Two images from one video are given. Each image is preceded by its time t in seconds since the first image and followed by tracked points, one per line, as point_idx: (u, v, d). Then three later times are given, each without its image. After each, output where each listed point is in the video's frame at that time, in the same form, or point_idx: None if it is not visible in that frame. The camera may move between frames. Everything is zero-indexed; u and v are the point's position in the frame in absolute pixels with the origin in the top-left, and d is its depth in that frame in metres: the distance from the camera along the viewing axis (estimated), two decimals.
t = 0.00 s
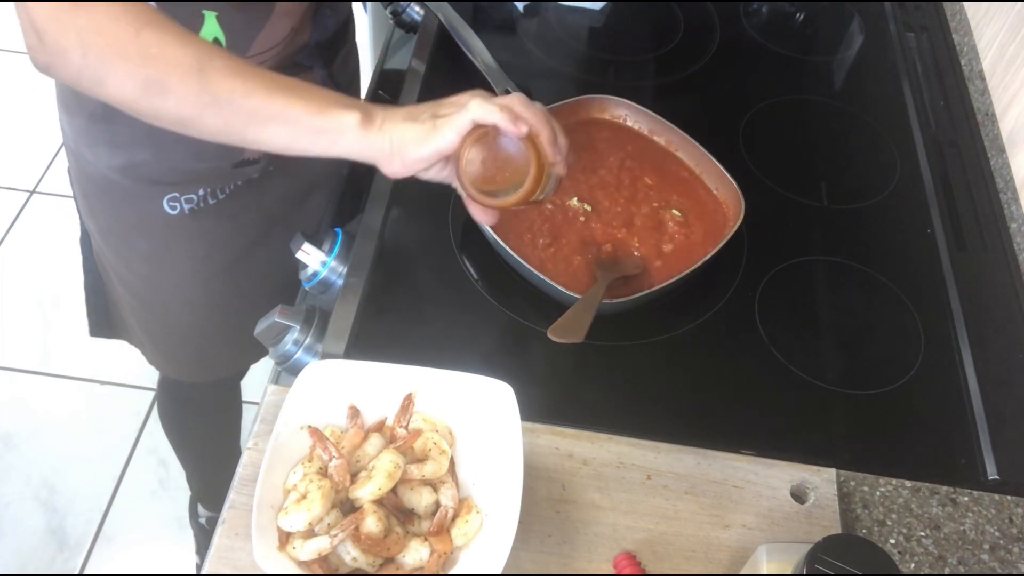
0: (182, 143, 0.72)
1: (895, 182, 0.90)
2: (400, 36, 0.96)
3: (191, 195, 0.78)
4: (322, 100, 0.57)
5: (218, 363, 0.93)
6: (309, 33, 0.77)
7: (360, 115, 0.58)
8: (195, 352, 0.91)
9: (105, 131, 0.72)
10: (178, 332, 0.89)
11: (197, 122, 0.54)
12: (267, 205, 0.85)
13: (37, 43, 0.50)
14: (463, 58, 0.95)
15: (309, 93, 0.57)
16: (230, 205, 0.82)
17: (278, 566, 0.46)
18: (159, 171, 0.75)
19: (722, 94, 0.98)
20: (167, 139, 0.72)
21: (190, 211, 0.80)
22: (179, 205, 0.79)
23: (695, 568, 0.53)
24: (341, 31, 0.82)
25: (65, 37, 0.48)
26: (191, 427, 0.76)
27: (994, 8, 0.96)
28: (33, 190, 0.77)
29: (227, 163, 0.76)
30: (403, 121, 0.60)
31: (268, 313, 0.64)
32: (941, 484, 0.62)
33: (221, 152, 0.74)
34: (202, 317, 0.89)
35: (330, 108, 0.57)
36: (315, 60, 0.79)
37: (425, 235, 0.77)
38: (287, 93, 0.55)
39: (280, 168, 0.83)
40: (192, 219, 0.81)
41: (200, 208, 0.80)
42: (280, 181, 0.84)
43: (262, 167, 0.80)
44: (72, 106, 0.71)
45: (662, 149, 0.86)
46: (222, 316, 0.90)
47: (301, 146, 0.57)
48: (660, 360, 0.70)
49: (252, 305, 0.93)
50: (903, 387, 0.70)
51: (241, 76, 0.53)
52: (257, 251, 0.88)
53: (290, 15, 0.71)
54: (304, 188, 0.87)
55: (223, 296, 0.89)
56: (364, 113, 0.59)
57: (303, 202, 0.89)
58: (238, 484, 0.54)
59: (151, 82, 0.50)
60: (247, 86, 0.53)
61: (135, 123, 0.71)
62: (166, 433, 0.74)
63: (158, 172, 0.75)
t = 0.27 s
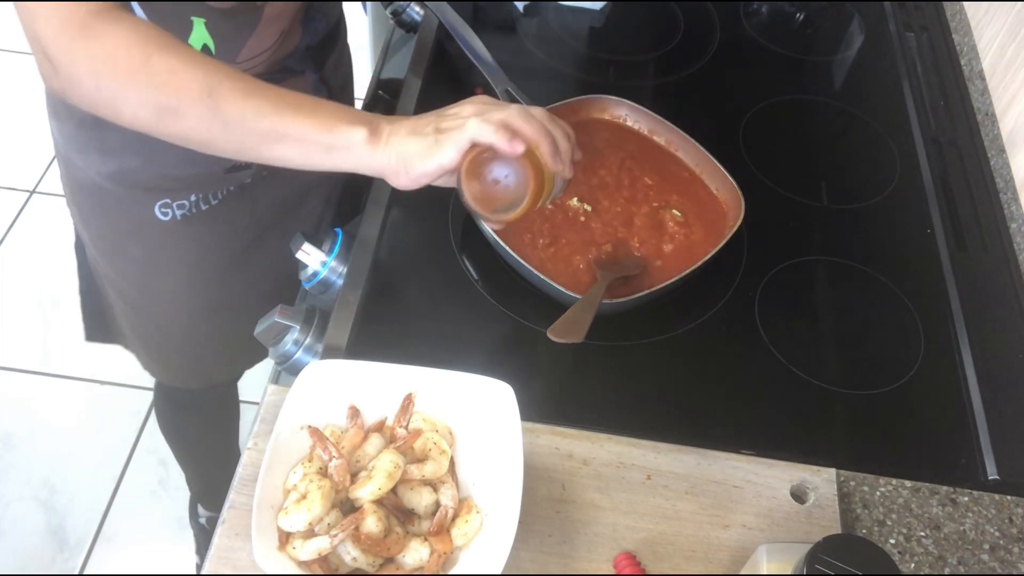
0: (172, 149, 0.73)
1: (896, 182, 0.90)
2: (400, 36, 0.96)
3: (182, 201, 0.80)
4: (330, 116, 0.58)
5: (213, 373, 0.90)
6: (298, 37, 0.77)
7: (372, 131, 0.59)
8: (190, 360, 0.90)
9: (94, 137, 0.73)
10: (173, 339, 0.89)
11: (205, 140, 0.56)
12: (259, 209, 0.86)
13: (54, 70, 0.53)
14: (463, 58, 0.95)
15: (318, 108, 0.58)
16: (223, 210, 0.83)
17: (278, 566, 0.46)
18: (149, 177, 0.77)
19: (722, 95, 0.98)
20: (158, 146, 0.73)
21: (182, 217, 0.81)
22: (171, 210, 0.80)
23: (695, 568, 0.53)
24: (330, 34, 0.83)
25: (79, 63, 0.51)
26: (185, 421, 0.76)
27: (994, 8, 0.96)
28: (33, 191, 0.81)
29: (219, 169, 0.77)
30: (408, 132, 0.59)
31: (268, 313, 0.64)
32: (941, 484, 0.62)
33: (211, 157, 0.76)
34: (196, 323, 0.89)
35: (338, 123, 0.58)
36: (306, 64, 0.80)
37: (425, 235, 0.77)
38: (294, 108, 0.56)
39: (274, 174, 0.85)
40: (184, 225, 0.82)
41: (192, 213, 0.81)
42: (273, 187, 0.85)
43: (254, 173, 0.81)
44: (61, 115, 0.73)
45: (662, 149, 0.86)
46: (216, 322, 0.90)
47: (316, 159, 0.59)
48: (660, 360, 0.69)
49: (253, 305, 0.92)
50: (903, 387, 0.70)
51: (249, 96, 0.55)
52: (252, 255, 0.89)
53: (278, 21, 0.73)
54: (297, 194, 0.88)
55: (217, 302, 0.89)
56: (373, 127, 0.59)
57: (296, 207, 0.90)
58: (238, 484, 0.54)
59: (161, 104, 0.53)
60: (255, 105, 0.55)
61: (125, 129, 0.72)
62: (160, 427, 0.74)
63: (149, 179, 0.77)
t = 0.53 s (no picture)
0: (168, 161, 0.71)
1: (896, 181, 0.90)
2: (400, 36, 0.96)
3: (180, 208, 0.78)
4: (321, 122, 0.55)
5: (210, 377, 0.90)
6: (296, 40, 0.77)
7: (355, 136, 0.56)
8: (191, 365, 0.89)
9: (89, 146, 0.71)
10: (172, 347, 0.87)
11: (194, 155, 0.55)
12: (257, 211, 0.85)
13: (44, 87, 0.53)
14: (463, 58, 0.95)
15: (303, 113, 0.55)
16: (222, 214, 0.82)
17: (278, 566, 0.46)
18: (146, 187, 0.74)
19: (722, 95, 0.98)
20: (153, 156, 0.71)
21: (181, 224, 0.79)
22: (169, 218, 0.78)
23: (695, 568, 0.53)
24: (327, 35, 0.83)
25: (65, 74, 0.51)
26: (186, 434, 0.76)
27: (995, 8, 0.96)
28: (34, 191, 0.81)
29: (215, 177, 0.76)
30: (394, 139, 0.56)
31: (268, 313, 0.64)
32: (941, 484, 0.62)
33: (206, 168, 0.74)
34: (194, 330, 0.87)
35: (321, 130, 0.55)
36: (303, 66, 0.81)
37: (425, 235, 0.77)
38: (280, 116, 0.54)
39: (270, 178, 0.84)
40: (182, 232, 0.80)
41: (190, 220, 0.80)
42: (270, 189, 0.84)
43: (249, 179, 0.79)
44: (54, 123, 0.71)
45: (663, 149, 0.86)
46: (215, 327, 0.89)
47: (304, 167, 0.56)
48: (660, 360, 0.70)
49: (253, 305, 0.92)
50: (903, 387, 0.70)
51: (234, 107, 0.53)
52: (250, 258, 0.88)
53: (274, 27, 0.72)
54: (293, 195, 0.88)
55: (216, 306, 0.88)
56: (357, 132, 0.56)
57: (293, 207, 0.89)
58: (238, 484, 0.53)
59: (144, 117, 0.52)
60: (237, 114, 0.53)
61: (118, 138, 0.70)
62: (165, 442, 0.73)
63: (144, 188, 0.75)
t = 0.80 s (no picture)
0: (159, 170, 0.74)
1: (896, 181, 0.90)
2: (400, 36, 0.96)
3: (171, 213, 0.80)
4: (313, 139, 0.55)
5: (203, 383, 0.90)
6: (287, 45, 0.79)
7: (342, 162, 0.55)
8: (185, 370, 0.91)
9: (80, 153, 0.73)
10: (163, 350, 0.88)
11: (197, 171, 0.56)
12: (250, 218, 0.87)
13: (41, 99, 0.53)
14: (463, 58, 0.95)
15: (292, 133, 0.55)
16: (213, 220, 0.84)
17: (278, 566, 0.46)
18: (137, 191, 0.77)
19: (722, 95, 0.98)
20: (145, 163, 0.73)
21: (172, 229, 0.81)
22: (160, 223, 0.80)
23: (695, 568, 0.53)
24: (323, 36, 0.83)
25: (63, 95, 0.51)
26: (180, 426, 0.78)
27: (995, 8, 0.96)
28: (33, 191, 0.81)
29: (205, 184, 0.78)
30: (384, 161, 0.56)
31: (268, 313, 0.64)
32: (941, 484, 0.62)
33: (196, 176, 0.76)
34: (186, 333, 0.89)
35: (310, 152, 0.54)
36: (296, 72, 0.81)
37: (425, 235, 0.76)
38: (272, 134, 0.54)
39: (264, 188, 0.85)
40: (173, 237, 0.82)
41: (182, 225, 0.82)
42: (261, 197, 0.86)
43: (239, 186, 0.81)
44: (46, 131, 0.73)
45: (663, 149, 0.86)
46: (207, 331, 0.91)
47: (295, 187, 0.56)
48: (659, 360, 0.70)
49: (253, 305, 0.92)
50: (903, 387, 0.70)
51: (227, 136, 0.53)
52: (243, 263, 0.90)
53: (263, 32, 0.74)
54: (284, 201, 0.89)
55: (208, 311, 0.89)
56: (345, 154, 0.56)
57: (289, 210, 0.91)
58: (238, 484, 0.53)
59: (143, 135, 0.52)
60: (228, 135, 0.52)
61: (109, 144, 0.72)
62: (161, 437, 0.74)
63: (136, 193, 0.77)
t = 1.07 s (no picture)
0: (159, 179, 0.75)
1: (896, 181, 0.90)
2: (400, 36, 0.97)
3: (172, 221, 0.82)
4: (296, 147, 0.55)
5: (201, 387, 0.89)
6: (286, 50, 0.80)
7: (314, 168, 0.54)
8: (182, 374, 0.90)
9: (78, 163, 0.74)
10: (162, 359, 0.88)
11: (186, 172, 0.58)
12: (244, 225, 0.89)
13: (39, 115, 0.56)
14: (463, 58, 0.95)
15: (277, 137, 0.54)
16: (211, 227, 0.86)
17: (278, 566, 0.46)
18: (137, 200, 0.78)
19: (722, 95, 0.98)
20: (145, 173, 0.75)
21: (172, 237, 0.83)
22: (160, 231, 0.82)
23: (695, 568, 0.53)
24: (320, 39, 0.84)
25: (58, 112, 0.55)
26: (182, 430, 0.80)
27: (995, 8, 0.96)
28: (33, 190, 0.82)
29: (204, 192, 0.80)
30: (351, 170, 0.53)
31: (268, 313, 0.64)
32: (941, 484, 0.62)
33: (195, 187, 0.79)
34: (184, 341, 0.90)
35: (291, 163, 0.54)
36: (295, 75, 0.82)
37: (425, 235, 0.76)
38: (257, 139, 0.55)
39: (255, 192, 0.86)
40: (173, 245, 0.84)
41: (181, 233, 0.84)
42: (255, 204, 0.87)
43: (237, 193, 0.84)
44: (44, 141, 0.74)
45: (663, 149, 0.86)
46: (205, 337, 0.91)
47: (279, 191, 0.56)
48: (660, 360, 0.70)
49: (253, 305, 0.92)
50: (903, 387, 0.70)
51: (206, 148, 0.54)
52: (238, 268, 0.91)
53: (261, 36, 0.74)
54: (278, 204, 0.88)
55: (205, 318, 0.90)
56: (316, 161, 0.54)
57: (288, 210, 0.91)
58: (238, 484, 0.53)
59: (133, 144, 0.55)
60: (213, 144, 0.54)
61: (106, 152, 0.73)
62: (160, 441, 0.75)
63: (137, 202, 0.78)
